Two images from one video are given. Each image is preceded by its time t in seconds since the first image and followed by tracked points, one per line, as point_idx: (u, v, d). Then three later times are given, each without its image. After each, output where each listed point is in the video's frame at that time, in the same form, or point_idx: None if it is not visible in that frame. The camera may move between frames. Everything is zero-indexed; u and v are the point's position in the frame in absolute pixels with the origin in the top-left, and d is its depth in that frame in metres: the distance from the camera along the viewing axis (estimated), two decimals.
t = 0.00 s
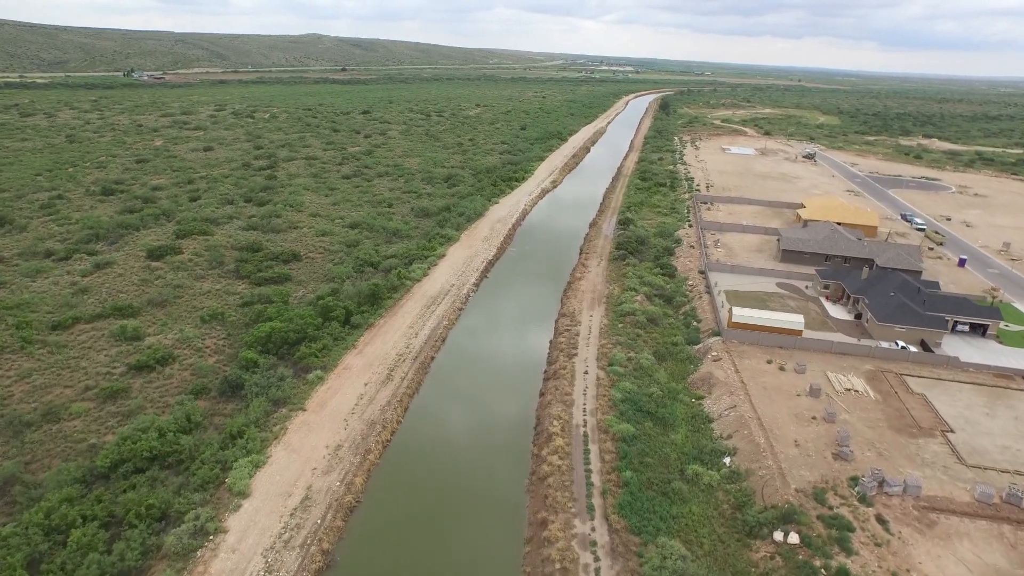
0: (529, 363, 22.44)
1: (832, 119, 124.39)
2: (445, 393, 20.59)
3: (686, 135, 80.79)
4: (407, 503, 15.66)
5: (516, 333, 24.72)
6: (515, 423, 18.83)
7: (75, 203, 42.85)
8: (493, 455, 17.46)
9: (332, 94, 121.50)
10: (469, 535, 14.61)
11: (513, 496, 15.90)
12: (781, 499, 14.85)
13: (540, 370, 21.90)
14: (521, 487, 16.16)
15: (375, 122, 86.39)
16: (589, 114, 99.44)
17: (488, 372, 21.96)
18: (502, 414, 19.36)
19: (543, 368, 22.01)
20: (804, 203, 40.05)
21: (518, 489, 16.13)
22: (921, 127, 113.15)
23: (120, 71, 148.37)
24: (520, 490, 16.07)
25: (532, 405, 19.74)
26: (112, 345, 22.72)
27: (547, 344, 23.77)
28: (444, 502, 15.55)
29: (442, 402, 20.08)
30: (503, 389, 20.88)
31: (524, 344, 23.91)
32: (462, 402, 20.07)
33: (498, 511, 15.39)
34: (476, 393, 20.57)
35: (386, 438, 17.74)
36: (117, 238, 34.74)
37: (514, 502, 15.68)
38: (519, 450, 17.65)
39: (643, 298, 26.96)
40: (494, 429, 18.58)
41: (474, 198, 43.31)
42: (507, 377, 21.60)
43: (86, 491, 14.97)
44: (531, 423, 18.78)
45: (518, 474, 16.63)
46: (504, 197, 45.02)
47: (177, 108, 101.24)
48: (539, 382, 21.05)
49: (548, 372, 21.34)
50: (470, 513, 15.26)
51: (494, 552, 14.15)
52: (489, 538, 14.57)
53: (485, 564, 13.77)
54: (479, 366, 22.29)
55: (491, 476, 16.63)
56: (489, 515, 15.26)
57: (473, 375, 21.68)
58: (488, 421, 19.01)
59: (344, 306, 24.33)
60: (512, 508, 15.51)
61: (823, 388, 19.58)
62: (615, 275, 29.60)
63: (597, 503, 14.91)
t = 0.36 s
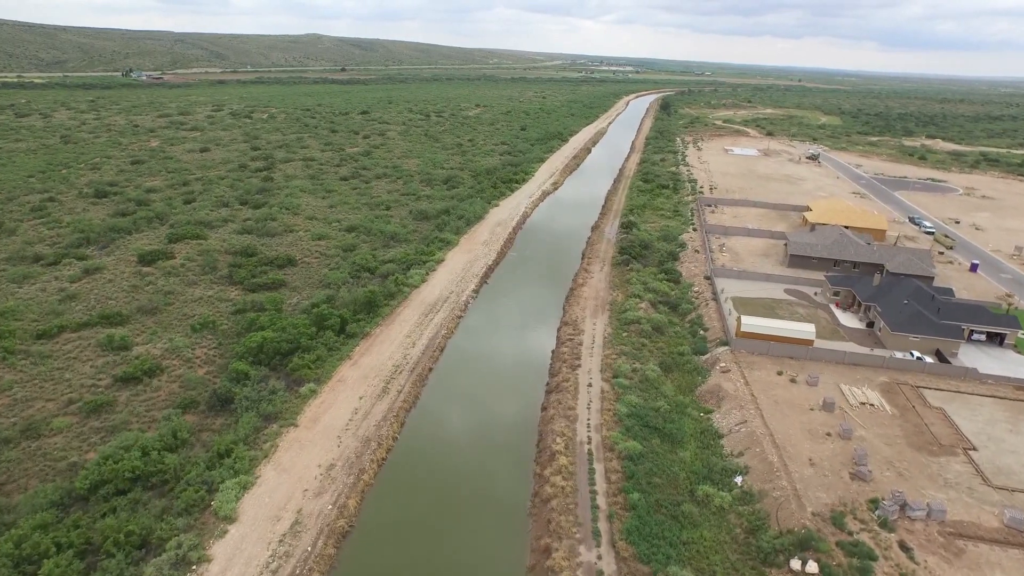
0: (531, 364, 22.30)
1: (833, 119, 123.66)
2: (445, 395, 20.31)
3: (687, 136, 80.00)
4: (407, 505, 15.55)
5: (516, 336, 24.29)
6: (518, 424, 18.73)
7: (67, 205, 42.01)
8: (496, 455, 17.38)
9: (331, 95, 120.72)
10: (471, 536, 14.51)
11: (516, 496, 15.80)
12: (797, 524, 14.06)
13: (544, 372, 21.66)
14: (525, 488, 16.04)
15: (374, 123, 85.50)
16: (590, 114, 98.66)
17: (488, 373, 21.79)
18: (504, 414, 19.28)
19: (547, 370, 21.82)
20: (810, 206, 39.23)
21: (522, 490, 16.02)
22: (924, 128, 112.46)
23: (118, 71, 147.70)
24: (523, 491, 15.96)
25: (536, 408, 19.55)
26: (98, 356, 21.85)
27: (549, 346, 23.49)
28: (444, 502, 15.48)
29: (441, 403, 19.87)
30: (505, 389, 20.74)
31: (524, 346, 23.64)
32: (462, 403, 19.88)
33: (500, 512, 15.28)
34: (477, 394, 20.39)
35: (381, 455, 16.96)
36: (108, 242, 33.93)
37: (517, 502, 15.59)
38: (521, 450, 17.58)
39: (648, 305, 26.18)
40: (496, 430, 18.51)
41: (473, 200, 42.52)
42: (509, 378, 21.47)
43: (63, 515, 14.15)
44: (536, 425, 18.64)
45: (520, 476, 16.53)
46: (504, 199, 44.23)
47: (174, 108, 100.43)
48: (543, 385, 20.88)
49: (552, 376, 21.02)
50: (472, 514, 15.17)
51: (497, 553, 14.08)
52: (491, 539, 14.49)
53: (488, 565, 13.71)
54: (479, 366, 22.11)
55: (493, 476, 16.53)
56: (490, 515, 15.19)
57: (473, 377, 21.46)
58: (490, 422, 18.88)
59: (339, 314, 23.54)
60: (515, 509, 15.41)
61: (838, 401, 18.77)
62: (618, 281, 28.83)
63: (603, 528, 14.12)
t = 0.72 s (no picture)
0: (532, 366, 22.11)
1: (835, 119, 122.82)
2: (445, 399, 19.99)
3: (689, 137, 79.12)
4: (407, 504, 15.47)
5: (518, 341, 23.79)
6: (520, 426, 18.61)
7: (58, 209, 41.09)
8: (497, 456, 17.29)
9: (329, 95, 119.82)
10: (474, 536, 14.44)
11: (519, 497, 15.70)
12: (817, 553, 13.20)
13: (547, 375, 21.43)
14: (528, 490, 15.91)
15: (372, 124, 84.58)
16: (590, 115, 97.84)
17: (488, 374, 21.60)
18: (506, 415, 19.17)
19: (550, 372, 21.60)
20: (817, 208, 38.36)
21: (526, 491, 15.91)
22: (926, 128, 111.69)
23: (117, 71, 146.79)
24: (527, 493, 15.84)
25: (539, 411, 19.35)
26: (81, 368, 20.95)
27: (550, 349, 23.26)
28: (445, 502, 15.41)
29: (441, 406, 19.62)
30: (506, 391, 20.59)
31: (525, 349, 23.29)
32: (462, 405, 19.68)
33: (503, 512, 15.21)
34: (478, 396, 20.17)
35: (376, 476, 16.11)
36: (97, 247, 33.04)
37: (521, 503, 15.48)
38: (523, 451, 17.50)
39: (653, 313, 25.32)
40: (498, 430, 18.41)
41: (473, 203, 41.65)
42: (510, 379, 21.32)
43: (35, 544, 13.27)
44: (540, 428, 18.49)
45: (523, 476, 16.45)
46: (504, 202, 43.39)
47: (171, 109, 99.49)
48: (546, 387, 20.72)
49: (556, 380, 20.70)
50: (474, 513, 15.10)
51: (500, 554, 14.00)
52: (494, 539, 14.42)
53: (492, 566, 13.64)
54: (479, 367, 21.95)
55: (495, 475, 16.47)
56: (493, 514, 15.13)
57: (473, 379, 21.23)
58: (491, 423, 18.77)
59: (333, 324, 22.68)
60: (518, 510, 15.29)
61: (854, 417, 17.91)
62: (622, 288, 27.97)
63: (610, 558, 13.27)
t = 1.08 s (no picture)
0: (531, 367, 21.95)
1: (836, 119, 122.10)
2: (444, 403, 19.67)
3: (691, 137, 78.22)
4: (407, 505, 15.41)
5: (517, 344, 23.47)
6: (522, 427, 18.49)
7: (46, 212, 40.06)
8: (500, 456, 17.20)
9: (327, 95, 118.78)
10: (478, 535, 14.36)
11: (523, 498, 15.60)
12: None
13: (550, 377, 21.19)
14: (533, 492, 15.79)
15: (369, 124, 83.50)
16: (590, 115, 96.95)
17: (488, 376, 21.39)
18: (508, 416, 19.06)
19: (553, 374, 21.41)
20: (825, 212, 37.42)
21: (530, 493, 15.79)
22: (928, 128, 110.96)
23: (114, 71, 145.76)
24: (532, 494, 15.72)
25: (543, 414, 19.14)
26: (60, 382, 19.94)
27: (549, 351, 23.07)
28: (448, 503, 15.32)
29: (440, 408, 19.37)
30: (506, 392, 20.45)
31: (526, 352, 22.96)
32: (462, 407, 19.48)
33: (502, 511, 15.16)
34: (478, 398, 19.96)
35: (368, 500, 15.21)
36: (84, 252, 32.04)
37: (524, 505, 15.36)
38: (526, 451, 17.42)
39: (659, 322, 24.38)
40: (500, 431, 18.28)
41: (472, 206, 40.69)
42: (510, 381, 21.18)
43: None
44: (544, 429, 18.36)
45: (526, 476, 16.38)
46: (504, 205, 42.43)
47: (167, 109, 98.44)
48: (548, 387, 20.59)
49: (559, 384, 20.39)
50: (477, 514, 14.98)
51: (507, 555, 13.91)
52: (498, 539, 14.35)
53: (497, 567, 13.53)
54: (479, 368, 21.77)
55: (498, 476, 16.38)
56: (497, 514, 15.06)
57: (473, 381, 21.00)
58: (492, 424, 18.63)
59: (326, 335, 21.72)
60: (522, 511, 15.18)
61: (874, 435, 16.97)
62: (626, 296, 27.03)
63: None
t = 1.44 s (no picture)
0: (530, 367, 21.95)
1: (838, 120, 121.30)
2: (443, 404, 19.58)
3: (692, 138, 77.26)
4: (407, 506, 15.42)
5: (515, 345, 23.36)
6: (521, 427, 18.50)
7: (32, 215, 38.98)
8: (502, 456, 17.21)
9: (325, 95, 117.64)
10: (481, 535, 14.40)
11: (526, 499, 15.58)
12: None
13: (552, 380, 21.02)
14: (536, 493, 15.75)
15: (367, 125, 82.43)
16: (590, 115, 95.99)
17: (489, 377, 21.30)
18: (510, 417, 19.03)
19: (555, 376, 21.27)
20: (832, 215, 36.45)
21: (532, 493, 15.80)
22: (930, 129, 110.11)
23: (110, 71, 144.64)
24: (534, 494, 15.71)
25: (545, 415, 19.03)
26: (34, 399, 18.84)
27: (548, 351, 23.01)
28: (451, 503, 15.38)
29: (439, 409, 19.30)
30: (506, 392, 20.41)
31: (526, 354, 22.80)
32: (461, 407, 19.43)
33: (503, 510, 15.22)
34: (479, 398, 19.90)
35: (358, 530, 14.26)
36: (69, 258, 30.97)
37: (528, 506, 15.32)
38: (528, 452, 17.43)
39: (665, 333, 23.40)
40: (502, 432, 18.27)
41: (470, 210, 39.69)
42: (512, 382, 21.14)
43: None
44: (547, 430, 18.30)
45: (528, 477, 16.37)
46: (503, 208, 41.44)
47: (162, 109, 97.30)
48: (551, 389, 20.54)
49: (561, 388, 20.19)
50: (480, 514, 15.00)
51: (510, 555, 13.91)
52: (501, 539, 14.37)
53: (500, 568, 13.53)
54: (480, 369, 21.70)
55: (500, 475, 16.40)
56: (500, 513, 15.11)
57: (474, 382, 20.90)
58: (494, 426, 18.62)
59: (316, 348, 20.70)
60: (522, 510, 15.23)
61: (897, 458, 15.96)
62: (630, 304, 26.03)
63: None
